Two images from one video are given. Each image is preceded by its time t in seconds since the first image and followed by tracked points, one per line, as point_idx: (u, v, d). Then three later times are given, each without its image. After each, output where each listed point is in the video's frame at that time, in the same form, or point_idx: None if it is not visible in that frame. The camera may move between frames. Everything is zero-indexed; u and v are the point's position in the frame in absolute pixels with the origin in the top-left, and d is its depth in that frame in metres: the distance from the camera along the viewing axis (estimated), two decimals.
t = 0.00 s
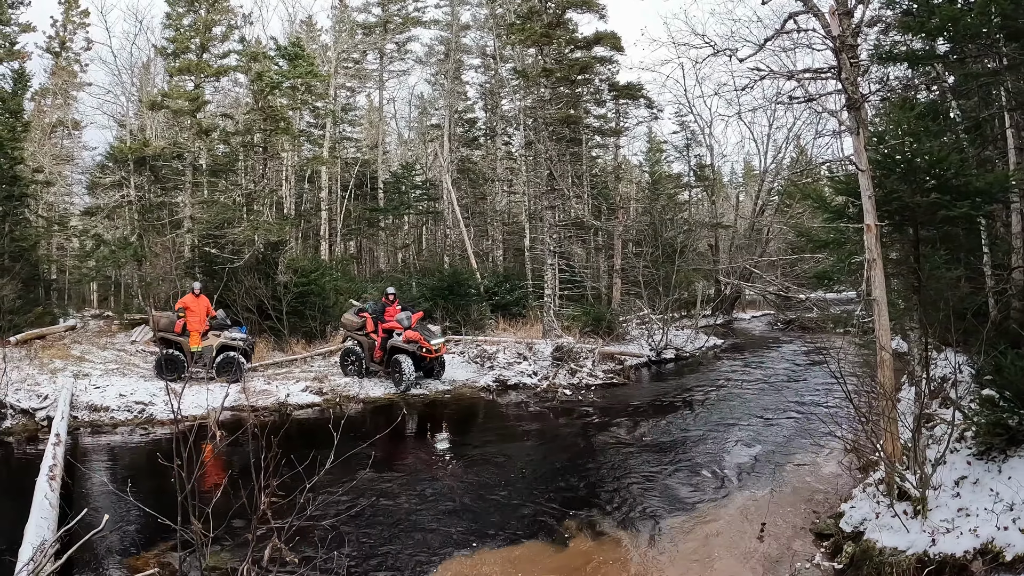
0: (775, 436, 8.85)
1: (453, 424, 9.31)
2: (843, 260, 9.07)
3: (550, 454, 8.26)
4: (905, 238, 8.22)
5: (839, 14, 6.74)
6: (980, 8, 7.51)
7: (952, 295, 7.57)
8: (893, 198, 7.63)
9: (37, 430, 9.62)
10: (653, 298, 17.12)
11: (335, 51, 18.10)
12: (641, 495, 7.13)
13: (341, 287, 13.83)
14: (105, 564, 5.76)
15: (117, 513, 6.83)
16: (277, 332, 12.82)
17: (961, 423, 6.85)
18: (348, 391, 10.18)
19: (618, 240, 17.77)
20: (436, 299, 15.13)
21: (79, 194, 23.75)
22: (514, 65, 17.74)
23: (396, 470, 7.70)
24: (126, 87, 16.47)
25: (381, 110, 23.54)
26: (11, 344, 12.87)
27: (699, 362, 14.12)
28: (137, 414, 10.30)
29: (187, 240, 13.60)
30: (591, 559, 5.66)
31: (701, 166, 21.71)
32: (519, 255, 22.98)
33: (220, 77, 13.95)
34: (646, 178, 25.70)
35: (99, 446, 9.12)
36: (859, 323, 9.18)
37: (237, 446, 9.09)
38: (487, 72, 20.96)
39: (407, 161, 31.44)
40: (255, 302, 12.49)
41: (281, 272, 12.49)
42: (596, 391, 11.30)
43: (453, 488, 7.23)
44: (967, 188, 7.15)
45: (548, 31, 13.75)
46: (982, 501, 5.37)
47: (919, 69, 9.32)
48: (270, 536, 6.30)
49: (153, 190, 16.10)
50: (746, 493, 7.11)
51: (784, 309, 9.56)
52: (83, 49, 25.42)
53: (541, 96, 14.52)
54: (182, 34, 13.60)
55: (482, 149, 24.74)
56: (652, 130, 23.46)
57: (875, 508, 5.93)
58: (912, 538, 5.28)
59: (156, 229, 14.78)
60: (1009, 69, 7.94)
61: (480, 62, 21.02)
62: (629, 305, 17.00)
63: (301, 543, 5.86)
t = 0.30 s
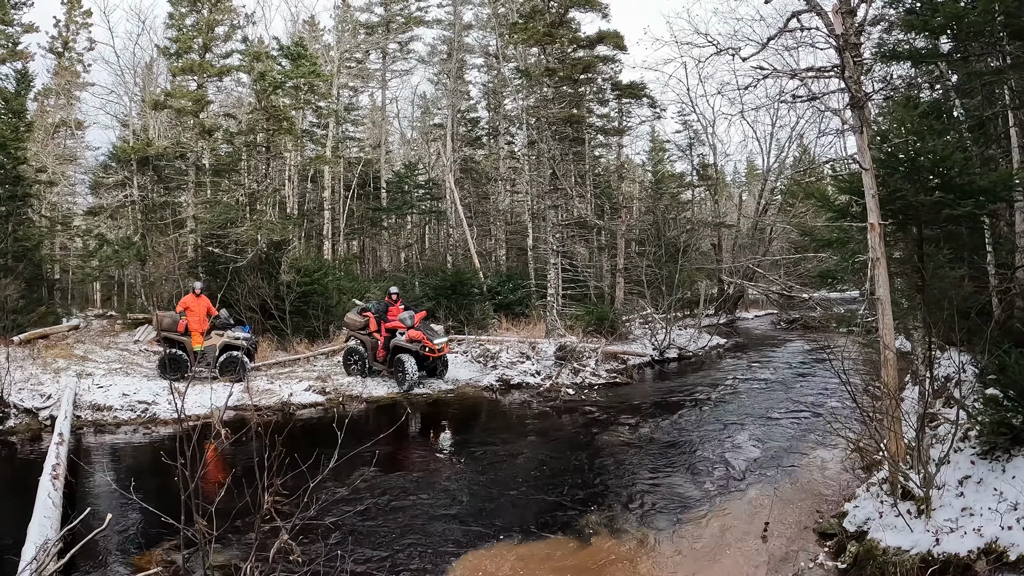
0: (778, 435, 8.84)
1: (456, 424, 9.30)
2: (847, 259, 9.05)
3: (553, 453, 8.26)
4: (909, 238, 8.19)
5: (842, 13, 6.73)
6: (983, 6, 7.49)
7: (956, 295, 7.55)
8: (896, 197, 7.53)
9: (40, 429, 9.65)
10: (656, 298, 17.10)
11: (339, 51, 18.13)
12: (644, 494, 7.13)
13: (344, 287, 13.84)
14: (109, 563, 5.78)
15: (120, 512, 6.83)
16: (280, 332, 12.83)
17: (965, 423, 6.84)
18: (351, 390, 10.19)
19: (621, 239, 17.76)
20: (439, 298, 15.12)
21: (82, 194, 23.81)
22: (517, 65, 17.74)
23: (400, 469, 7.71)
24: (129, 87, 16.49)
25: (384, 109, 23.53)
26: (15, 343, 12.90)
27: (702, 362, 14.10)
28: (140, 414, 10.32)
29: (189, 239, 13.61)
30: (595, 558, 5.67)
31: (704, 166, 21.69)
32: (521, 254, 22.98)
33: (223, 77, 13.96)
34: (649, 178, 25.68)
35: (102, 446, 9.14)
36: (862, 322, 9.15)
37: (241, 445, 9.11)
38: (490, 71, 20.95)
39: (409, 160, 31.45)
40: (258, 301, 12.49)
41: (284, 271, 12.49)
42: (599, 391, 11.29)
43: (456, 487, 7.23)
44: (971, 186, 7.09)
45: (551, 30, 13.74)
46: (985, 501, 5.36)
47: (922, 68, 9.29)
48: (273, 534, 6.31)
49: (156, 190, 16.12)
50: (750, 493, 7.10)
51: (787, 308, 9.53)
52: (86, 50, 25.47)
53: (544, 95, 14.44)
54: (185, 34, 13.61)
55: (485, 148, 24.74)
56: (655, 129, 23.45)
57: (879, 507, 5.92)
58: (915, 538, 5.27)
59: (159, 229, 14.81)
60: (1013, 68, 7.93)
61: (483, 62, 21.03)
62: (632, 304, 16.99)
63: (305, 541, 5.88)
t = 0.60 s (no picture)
0: (777, 434, 8.85)
1: (455, 421, 9.29)
2: (847, 258, 9.03)
3: (553, 451, 8.26)
4: (909, 237, 8.18)
5: (843, 12, 6.74)
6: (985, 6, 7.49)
7: (956, 294, 7.55)
8: (897, 197, 7.55)
9: (39, 426, 9.65)
10: (656, 296, 17.10)
11: (339, 48, 18.10)
12: (644, 492, 7.14)
13: (344, 284, 13.84)
14: (109, 560, 5.78)
15: (119, 510, 6.83)
16: (280, 329, 12.83)
17: (965, 422, 6.84)
18: (351, 388, 10.18)
19: (621, 238, 17.74)
20: (439, 296, 15.11)
21: (82, 191, 23.79)
22: (517, 63, 17.70)
23: (400, 467, 7.72)
24: (130, 85, 16.46)
25: (384, 107, 23.47)
26: (14, 340, 12.90)
27: (701, 360, 14.11)
28: (140, 411, 10.32)
29: (189, 237, 13.58)
30: (595, 556, 5.69)
31: (704, 164, 21.67)
32: (521, 252, 22.98)
33: (223, 74, 13.92)
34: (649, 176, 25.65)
35: (102, 443, 9.15)
36: (862, 321, 9.15)
37: (241, 443, 9.12)
38: (490, 69, 20.91)
39: (410, 158, 31.43)
40: (257, 299, 12.48)
41: (284, 269, 12.48)
42: (599, 389, 11.29)
43: (456, 484, 7.24)
44: (972, 186, 7.07)
45: (552, 28, 13.71)
46: (985, 500, 5.36)
47: (923, 67, 9.28)
48: (273, 532, 6.32)
49: (156, 187, 16.10)
50: (749, 492, 7.10)
51: (787, 307, 9.53)
52: (86, 47, 25.41)
53: (545, 94, 14.41)
54: (185, 31, 13.56)
55: (485, 146, 24.72)
56: (655, 128, 23.42)
57: (878, 506, 5.93)
58: (915, 537, 5.28)
59: (159, 226, 14.79)
60: (1014, 68, 7.93)
61: (483, 60, 21.00)
62: (632, 303, 16.99)
63: (305, 539, 5.89)
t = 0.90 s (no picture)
0: (771, 434, 8.86)
1: (450, 420, 9.28)
2: (841, 258, 9.05)
3: (547, 450, 8.25)
4: (903, 237, 8.21)
5: (839, 13, 6.76)
6: (980, 8, 7.53)
7: (949, 295, 7.58)
8: (891, 198, 7.63)
9: (33, 424, 9.62)
10: (650, 296, 17.12)
11: (334, 46, 18.05)
12: (639, 491, 7.15)
13: (338, 283, 13.81)
14: (103, 558, 5.77)
15: (113, 508, 6.82)
16: (274, 327, 12.80)
17: (958, 421, 6.87)
18: (345, 387, 10.16)
19: (616, 237, 17.75)
20: (433, 294, 15.09)
21: (77, 188, 23.69)
22: (513, 61, 17.70)
23: (394, 466, 7.71)
24: (124, 81, 16.39)
25: (379, 105, 23.42)
26: (8, 338, 12.84)
27: (695, 360, 14.13)
28: (134, 409, 10.29)
29: (184, 234, 13.52)
30: (589, 555, 5.70)
31: (699, 164, 21.71)
32: (516, 251, 23.00)
33: (218, 71, 13.85)
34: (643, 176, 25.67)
35: (96, 441, 9.11)
36: (856, 321, 9.17)
37: (237, 441, 9.11)
38: (486, 68, 20.88)
39: (405, 156, 31.40)
40: (252, 297, 12.45)
41: (279, 267, 12.46)
42: (593, 388, 11.30)
43: (451, 483, 7.23)
44: (966, 187, 7.09)
45: (548, 27, 13.69)
46: (977, 500, 5.39)
47: (917, 69, 9.31)
48: (268, 530, 6.31)
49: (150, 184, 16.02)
50: (744, 491, 7.09)
51: (782, 307, 9.54)
52: (81, 43, 25.28)
53: (540, 93, 14.42)
54: (180, 28, 13.48)
55: (480, 145, 24.71)
56: (650, 127, 23.43)
57: (871, 505, 5.95)
58: (908, 536, 5.31)
59: (153, 224, 14.73)
60: (1008, 70, 7.97)
61: (480, 58, 20.97)
62: (626, 302, 17.02)
63: (299, 537, 5.88)
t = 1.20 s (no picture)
0: (754, 434, 8.90)
1: (435, 422, 9.25)
2: (824, 259, 9.11)
3: (534, 452, 8.25)
4: (886, 239, 8.28)
5: (824, 16, 6.85)
6: (964, 13, 7.59)
7: (932, 296, 7.65)
8: (874, 200, 7.62)
9: (15, 427, 9.49)
10: (635, 297, 17.18)
11: (320, 46, 17.99)
12: (626, 491, 7.17)
13: (323, 284, 13.76)
14: (88, 562, 5.71)
15: (99, 511, 6.75)
16: (259, 329, 12.72)
17: (940, 421, 6.93)
18: (330, 388, 10.11)
19: (600, 238, 17.79)
20: (418, 296, 15.07)
21: (60, 188, 23.38)
22: (499, 62, 17.70)
23: (380, 467, 7.67)
24: (108, 80, 16.21)
25: (365, 105, 23.35)
26: None
27: (680, 360, 14.21)
28: (118, 411, 10.19)
29: (168, 235, 13.39)
30: (578, 554, 5.70)
31: (683, 166, 21.82)
32: (501, 253, 23.02)
33: (204, 71, 13.72)
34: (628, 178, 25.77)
35: (80, 444, 9.02)
36: (839, 322, 9.23)
37: (222, 443, 9.03)
38: (471, 69, 20.88)
39: (390, 157, 31.33)
40: (236, 298, 12.36)
41: (263, 268, 12.38)
42: (578, 389, 11.32)
43: (437, 484, 7.21)
44: (949, 189, 7.12)
45: (533, 29, 13.71)
46: (961, 498, 5.44)
47: (901, 72, 9.37)
48: (253, 531, 6.27)
49: (134, 185, 15.85)
50: (728, 492, 7.11)
51: (766, 308, 9.59)
52: (64, 41, 24.95)
53: (525, 95, 14.42)
54: (165, 27, 13.34)
55: (465, 146, 24.70)
56: (634, 129, 23.52)
57: (856, 504, 5.99)
58: (892, 534, 5.34)
59: (137, 224, 14.59)
60: (991, 74, 8.05)
61: (466, 60, 20.98)
62: (611, 303, 17.08)
63: (286, 538, 5.84)
